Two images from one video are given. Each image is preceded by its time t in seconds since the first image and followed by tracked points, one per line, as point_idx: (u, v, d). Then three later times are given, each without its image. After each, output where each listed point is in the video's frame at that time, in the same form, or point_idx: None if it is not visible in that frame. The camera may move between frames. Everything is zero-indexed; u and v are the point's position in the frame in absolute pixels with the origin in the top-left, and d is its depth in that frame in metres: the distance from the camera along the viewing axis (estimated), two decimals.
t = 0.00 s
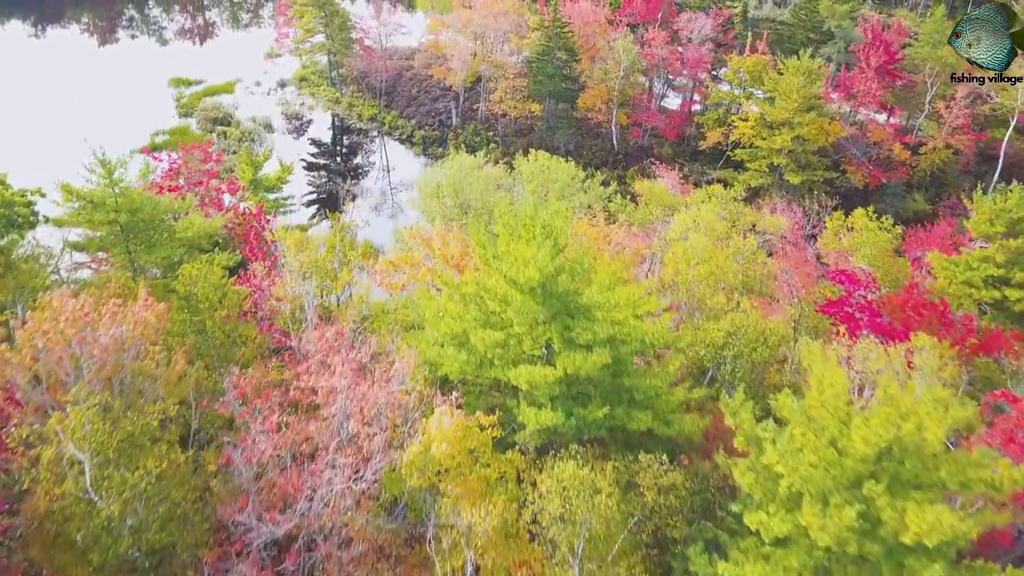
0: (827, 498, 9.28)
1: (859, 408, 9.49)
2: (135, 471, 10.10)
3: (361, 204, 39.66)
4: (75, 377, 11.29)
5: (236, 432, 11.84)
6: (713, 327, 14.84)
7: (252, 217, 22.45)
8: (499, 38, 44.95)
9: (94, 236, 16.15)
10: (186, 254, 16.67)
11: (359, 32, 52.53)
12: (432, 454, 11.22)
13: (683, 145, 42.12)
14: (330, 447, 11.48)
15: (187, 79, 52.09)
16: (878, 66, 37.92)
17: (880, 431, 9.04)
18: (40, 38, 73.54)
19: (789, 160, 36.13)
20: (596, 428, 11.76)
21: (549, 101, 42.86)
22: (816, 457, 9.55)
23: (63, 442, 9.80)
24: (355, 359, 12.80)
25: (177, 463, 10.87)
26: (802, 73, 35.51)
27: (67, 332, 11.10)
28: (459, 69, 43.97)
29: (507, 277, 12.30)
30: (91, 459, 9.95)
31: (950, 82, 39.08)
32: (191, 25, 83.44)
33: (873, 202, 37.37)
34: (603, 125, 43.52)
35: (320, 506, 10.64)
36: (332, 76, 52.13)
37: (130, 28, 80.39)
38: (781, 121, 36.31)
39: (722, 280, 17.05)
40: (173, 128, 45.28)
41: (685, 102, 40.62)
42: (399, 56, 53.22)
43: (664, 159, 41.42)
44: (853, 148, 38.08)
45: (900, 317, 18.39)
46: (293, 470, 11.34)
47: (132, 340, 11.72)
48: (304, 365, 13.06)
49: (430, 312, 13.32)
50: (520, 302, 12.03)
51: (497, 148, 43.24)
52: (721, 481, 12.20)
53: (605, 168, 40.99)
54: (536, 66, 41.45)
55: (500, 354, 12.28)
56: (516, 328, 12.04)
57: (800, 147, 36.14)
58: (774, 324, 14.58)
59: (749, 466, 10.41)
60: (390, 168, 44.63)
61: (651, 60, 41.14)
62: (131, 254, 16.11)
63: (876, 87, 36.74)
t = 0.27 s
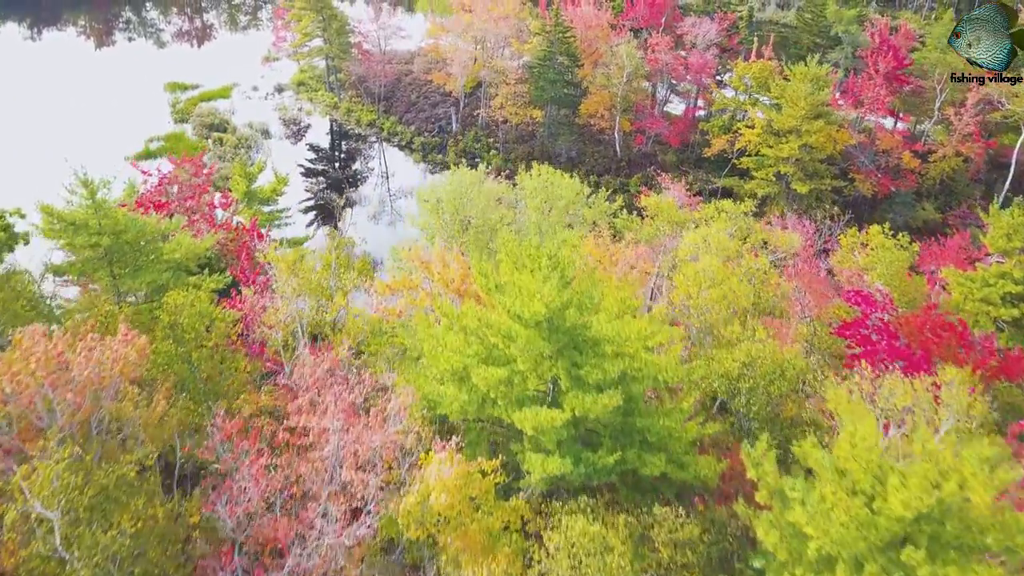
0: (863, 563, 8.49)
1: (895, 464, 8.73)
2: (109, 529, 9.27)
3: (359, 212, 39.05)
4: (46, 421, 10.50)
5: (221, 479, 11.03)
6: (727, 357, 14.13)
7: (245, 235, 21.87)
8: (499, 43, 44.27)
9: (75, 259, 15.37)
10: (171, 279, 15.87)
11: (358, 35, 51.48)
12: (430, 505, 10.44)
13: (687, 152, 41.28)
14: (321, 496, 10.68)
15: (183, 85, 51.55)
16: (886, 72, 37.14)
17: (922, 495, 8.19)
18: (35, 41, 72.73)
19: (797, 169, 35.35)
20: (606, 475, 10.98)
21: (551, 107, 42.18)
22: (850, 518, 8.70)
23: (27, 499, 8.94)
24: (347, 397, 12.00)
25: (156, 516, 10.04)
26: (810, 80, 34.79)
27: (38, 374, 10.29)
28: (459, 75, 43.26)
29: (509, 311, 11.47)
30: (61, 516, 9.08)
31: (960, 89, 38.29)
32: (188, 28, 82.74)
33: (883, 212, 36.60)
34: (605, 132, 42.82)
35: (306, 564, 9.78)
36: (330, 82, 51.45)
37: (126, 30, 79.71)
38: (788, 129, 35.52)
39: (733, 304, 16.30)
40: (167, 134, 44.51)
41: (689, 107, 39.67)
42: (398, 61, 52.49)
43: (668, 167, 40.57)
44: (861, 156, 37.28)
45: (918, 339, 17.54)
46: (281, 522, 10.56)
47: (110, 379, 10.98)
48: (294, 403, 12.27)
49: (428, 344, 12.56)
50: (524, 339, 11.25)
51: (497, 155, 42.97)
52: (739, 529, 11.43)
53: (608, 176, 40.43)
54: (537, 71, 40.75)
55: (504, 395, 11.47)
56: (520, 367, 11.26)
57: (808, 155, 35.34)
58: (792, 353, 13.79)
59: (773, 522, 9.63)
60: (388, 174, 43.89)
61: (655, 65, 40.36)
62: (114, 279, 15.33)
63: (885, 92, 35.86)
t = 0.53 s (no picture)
0: None
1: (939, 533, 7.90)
2: None
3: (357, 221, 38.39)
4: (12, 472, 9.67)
5: (206, 533, 10.24)
6: (744, 390, 13.43)
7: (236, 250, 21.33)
8: (500, 48, 43.55)
9: (53, 286, 14.58)
10: (157, 305, 15.10)
11: (356, 40, 50.30)
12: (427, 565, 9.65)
13: (691, 159, 40.47)
14: (311, 555, 9.91)
15: (179, 90, 50.89)
16: (895, 78, 36.37)
17: (973, 571, 7.36)
18: (31, 44, 72.04)
19: (804, 177, 34.56)
20: (617, 528, 10.23)
21: (553, 113, 41.41)
22: None
23: None
24: (340, 441, 11.24)
25: None
26: (817, 88, 34.04)
27: (2, 421, 9.44)
28: (459, 80, 42.50)
29: (513, 350, 10.70)
30: None
31: (970, 95, 37.48)
32: (186, 30, 81.99)
33: (894, 222, 35.77)
34: (608, 139, 42.10)
35: None
36: (328, 86, 50.76)
37: (123, 32, 78.86)
38: (795, 137, 34.78)
39: (747, 330, 15.53)
40: (162, 141, 43.80)
41: (695, 114, 38.77)
42: (396, 65, 51.67)
43: (672, 174, 39.80)
44: (870, 164, 36.54)
45: (938, 364, 16.75)
46: None
47: (82, 427, 10.13)
48: (283, 445, 11.54)
49: (427, 382, 11.84)
50: (529, 380, 10.50)
51: (497, 161, 42.37)
52: None
53: (610, 183, 39.87)
54: (538, 77, 40.07)
55: (506, 441, 10.70)
56: (523, 410, 10.52)
57: (816, 163, 34.55)
58: (812, 387, 13.06)
59: None
60: (388, 181, 43.15)
61: (659, 71, 39.57)
62: (95, 305, 14.51)
63: (893, 98, 35.10)
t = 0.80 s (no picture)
0: None
1: None
2: None
3: (354, 230, 37.68)
4: None
5: None
6: (762, 427, 12.71)
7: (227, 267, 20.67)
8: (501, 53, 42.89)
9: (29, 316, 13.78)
10: (139, 335, 14.31)
11: (354, 43, 49.44)
12: None
13: (696, 166, 39.62)
14: None
15: (175, 95, 50.19)
16: (905, 85, 35.60)
17: None
18: (27, 47, 71.27)
19: (812, 187, 33.80)
20: None
21: (554, 120, 40.70)
22: None
23: None
24: (332, 491, 10.47)
25: None
26: (825, 95, 33.29)
27: None
28: (459, 86, 41.82)
29: (516, 399, 10.00)
30: None
31: (980, 102, 36.76)
32: (183, 32, 81.22)
33: (903, 232, 35.05)
34: (611, 146, 41.38)
35: None
36: (326, 91, 50.03)
37: (120, 35, 78.11)
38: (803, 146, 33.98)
39: (763, 360, 14.79)
40: (157, 148, 43.03)
41: (699, 121, 37.91)
42: (395, 69, 50.93)
43: (676, 182, 39.03)
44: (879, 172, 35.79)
45: (959, 391, 15.97)
46: None
47: (53, 481, 9.35)
48: (272, 494, 10.81)
49: (425, 426, 11.12)
50: (535, 430, 9.73)
51: (498, 169, 41.76)
52: None
53: (613, 192, 39.23)
54: (540, 83, 39.37)
55: (511, 494, 9.91)
56: (529, 462, 9.74)
57: (824, 172, 33.72)
58: (832, 425, 12.35)
59: None
60: (386, 188, 42.42)
61: (662, 77, 38.84)
62: (74, 335, 13.71)
63: (903, 105, 34.31)
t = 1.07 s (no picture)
0: None
1: None
2: None
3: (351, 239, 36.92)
4: None
5: None
6: (782, 470, 11.96)
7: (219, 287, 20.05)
8: (501, 58, 42.16)
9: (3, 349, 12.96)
10: (121, 368, 13.53)
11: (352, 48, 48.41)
12: None
13: (700, 174, 38.80)
14: None
15: (170, 100, 49.44)
16: (915, 91, 34.90)
17: None
18: (22, 50, 70.48)
19: (820, 197, 33.05)
20: None
21: (556, 127, 39.97)
22: None
23: None
24: (321, 549, 9.70)
25: None
26: (834, 102, 32.53)
27: None
28: (459, 92, 41.09)
29: (521, 457, 9.32)
30: None
31: (990, 108, 35.97)
32: (180, 35, 80.40)
33: (913, 242, 34.29)
34: (613, 153, 40.63)
35: None
36: (324, 97, 49.30)
37: (117, 38, 77.33)
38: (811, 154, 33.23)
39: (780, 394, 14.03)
40: (151, 155, 42.31)
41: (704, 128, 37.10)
42: (393, 74, 50.11)
43: (680, 191, 38.25)
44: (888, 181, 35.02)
45: (981, 420, 15.12)
46: None
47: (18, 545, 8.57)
48: (258, 550, 10.05)
49: (424, 477, 10.40)
50: (542, 488, 8.96)
51: (499, 176, 41.06)
52: None
53: (616, 201, 38.49)
54: (541, 89, 38.64)
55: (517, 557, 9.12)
56: (536, 524, 8.96)
57: (832, 181, 32.98)
58: (857, 468, 11.57)
59: None
60: (385, 195, 41.67)
61: (666, 82, 38.07)
62: (51, 369, 12.92)
63: (913, 112, 33.55)
